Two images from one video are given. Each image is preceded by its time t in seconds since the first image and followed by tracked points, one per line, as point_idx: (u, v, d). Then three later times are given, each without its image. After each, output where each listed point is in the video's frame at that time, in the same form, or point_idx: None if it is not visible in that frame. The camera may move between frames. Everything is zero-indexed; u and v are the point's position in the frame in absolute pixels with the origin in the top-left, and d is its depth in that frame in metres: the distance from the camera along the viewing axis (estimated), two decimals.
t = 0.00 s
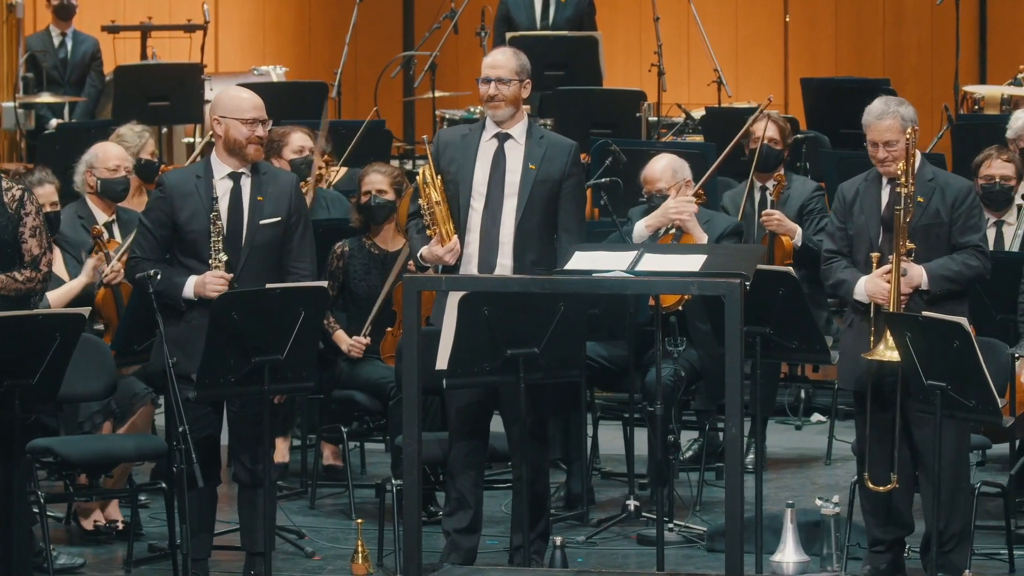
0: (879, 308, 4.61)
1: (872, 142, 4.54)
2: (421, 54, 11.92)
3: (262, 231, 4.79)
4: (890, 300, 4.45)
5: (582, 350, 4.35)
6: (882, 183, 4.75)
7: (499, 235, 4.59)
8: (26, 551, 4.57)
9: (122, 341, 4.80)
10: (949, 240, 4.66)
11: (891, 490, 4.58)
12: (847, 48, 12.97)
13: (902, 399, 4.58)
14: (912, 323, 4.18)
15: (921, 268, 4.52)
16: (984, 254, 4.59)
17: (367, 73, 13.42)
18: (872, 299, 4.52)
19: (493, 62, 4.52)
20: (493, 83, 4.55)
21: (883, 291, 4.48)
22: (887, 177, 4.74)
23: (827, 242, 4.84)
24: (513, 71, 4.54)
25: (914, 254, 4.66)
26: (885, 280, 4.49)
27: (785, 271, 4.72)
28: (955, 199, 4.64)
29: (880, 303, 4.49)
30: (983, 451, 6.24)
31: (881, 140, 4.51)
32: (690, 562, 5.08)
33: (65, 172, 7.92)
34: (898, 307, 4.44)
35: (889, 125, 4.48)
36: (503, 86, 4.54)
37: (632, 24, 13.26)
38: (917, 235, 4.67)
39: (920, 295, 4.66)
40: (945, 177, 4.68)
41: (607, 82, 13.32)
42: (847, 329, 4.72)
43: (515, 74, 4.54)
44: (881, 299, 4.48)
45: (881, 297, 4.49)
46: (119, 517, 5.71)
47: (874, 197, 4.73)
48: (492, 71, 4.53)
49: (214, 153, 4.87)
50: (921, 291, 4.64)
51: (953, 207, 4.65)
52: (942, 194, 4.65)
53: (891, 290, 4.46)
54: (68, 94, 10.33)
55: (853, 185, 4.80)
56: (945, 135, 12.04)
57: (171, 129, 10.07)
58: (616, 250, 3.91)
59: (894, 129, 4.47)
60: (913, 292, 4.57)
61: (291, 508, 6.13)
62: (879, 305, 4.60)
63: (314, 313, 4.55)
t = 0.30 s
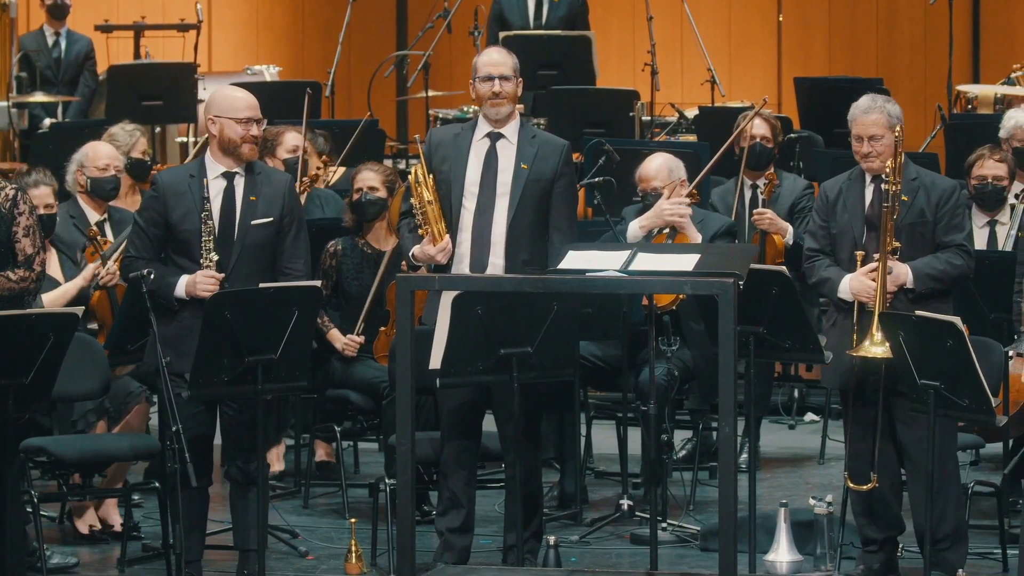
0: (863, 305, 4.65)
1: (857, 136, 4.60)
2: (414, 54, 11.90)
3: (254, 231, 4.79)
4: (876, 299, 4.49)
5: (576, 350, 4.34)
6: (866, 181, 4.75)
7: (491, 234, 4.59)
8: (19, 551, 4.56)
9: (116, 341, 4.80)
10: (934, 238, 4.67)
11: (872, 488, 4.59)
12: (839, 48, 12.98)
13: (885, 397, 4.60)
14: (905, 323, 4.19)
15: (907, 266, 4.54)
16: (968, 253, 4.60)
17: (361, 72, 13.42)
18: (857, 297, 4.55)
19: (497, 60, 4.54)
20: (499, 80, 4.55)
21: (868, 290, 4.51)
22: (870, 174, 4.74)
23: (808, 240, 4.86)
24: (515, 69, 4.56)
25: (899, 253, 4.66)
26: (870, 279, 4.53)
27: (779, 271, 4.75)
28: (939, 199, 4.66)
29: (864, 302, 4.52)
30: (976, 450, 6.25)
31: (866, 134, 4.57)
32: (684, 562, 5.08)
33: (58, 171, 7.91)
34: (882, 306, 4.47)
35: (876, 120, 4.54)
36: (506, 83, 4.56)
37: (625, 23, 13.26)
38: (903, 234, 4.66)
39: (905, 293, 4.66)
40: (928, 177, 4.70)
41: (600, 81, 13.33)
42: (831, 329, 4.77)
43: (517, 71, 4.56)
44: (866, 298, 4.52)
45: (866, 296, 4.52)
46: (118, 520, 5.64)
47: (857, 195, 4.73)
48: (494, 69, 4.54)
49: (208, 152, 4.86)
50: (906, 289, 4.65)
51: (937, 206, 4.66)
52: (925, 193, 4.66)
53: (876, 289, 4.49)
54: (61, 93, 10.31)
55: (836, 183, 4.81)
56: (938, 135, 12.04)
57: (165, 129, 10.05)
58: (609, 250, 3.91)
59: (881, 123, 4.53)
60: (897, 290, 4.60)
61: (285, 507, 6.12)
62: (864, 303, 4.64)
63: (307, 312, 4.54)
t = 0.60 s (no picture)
0: (858, 303, 4.65)
1: (859, 124, 4.60)
2: (409, 54, 11.89)
3: (246, 231, 4.78)
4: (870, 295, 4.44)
5: (570, 349, 4.35)
6: (867, 179, 4.77)
7: (485, 234, 4.59)
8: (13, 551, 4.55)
9: (110, 341, 4.83)
10: (931, 238, 4.67)
11: (866, 487, 4.57)
12: (834, 48, 12.99)
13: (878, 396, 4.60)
14: (900, 322, 4.19)
15: (900, 265, 4.54)
16: (965, 253, 4.61)
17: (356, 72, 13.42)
18: (852, 294, 4.52)
19: (498, 60, 4.55)
20: (499, 82, 4.55)
21: (863, 287, 4.48)
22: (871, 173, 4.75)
23: (810, 239, 4.86)
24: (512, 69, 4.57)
25: (893, 251, 4.67)
26: (864, 275, 4.50)
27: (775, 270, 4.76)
28: (938, 198, 4.65)
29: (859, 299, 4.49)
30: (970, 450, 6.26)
31: (867, 124, 4.56)
32: (678, 561, 5.08)
33: (53, 171, 7.90)
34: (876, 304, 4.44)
35: (879, 111, 4.55)
36: (505, 84, 4.56)
37: (620, 23, 13.26)
38: (899, 232, 4.67)
39: (901, 292, 4.66)
40: (929, 176, 4.69)
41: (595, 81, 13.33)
42: (829, 326, 4.77)
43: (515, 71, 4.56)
44: (860, 295, 4.49)
45: (861, 292, 4.49)
46: (117, 516, 5.71)
47: (857, 194, 4.74)
48: (494, 69, 4.54)
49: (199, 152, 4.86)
50: (901, 287, 4.64)
51: (935, 205, 4.66)
52: (925, 192, 4.67)
53: (870, 285, 4.46)
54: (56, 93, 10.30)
55: (838, 182, 4.82)
56: (932, 135, 12.06)
57: (159, 129, 10.04)
58: (604, 250, 3.91)
59: (883, 115, 4.53)
60: (892, 289, 4.60)
61: (280, 507, 6.12)
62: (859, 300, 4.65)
63: (302, 312, 4.54)
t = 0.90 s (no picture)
0: (861, 301, 4.64)
1: (867, 118, 4.61)
2: (403, 53, 11.86)
3: (239, 231, 4.78)
4: (870, 293, 4.49)
5: (564, 349, 4.34)
6: (871, 178, 4.76)
7: (480, 233, 4.59)
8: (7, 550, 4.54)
9: (103, 340, 4.84)
10: (935, 237, 4.67)
11: (865, 485, 4.59)
12: (828, 47, 13.00)
13: (873, 395, 4.61)
14: (894, 322, 4.20)
15: (903, 263, 4.52)
16: (969, 252, 4.60)
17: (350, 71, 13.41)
18: (854, 291, 4.54)
19: (492, 60, 4.55)
20: (493, 81, 4.55)
21: (864, 284, 4.50)
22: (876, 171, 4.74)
23: (814, 238, 4.87)
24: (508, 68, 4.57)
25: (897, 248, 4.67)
26: (866, 273, 4.52)
27: (769, 269, 4.76)
28: (942, 197, 4.65)
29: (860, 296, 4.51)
30: (964, 449, 6.28)
31: (876, 117, 4.57)
32: (672, 560, 5.08)
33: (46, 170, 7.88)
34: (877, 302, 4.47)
35: (887, 105, 4.57)
36: (500, 84, 4.56)
37: (614, 22, 13.26)
38: (903, 231, 4.68)
39: (903, 290, 4.65)
40: (934, 177, 4.69)
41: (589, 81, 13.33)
42: (830, 325, 4.75)
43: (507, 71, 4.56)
44: (861, 293, 4.51)
45: (862, 290, 4.51)
46: (110, 516, 5.60)
47: (862, 193, 4.74)
48: (489, 69, 4.54)
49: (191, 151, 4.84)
50: (903, 285, 4.63)
51: (939, 204, 4.66)
52: (928, 192, 4.66)
53: (871, 284, 4.49)
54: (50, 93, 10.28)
55: (843, 182, 4.82)
56: (926, 135, 12.07)
57: (153, 128, 10.03)
58: (598, 249, 3.91)
59: (891, 109, 4.55)
60: (895, 286, 4.58)
61: (274, 506, 6.11)
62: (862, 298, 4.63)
63: (296, 311, 4.53)
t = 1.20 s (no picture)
0: (863, 301, 4.63)
1: (872, 116, 4.61)
2: (397, 52, 11.85)
3: (231, 231, 4.77)
4: (875, 291, 4.46)
5: (558, 348, 4.34)
6: (870, 178, 4.76)
7: (475, 232, 4.58)
8: None
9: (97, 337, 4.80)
10: (936, 235, 4.68)
11: (869, 485, 4.58)
12: (822, 46, 13.01)
13: (868, 394, 4.61)
14: (887, 321, 4.20)
15: (908, 262, 4.55)
16: (971, 251, 4.61)
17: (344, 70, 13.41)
18: (857, 290, 4.54)
19: (489, 60, 4.55)
20: (491, 82, 4.55)
21: (868, 282, 4.50)
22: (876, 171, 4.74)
23: (814, 238, 4.87)
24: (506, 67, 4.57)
25: (901, 247, 4.67)
26: (870, 271, 4.52)
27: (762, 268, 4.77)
28: (943, 196, 4.66)
29: (864, 293, 4.50)
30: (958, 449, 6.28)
31: (882, 116, 4.58)
32: (666, 559, 5.09)
33: (40, 170, 7.87)
34: (882, 299, 4.46)
35: (892, 104, 4.58)
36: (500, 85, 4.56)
37: (608, 21, 13.27)
38: (906, 229, 4.68)
39: (905, 288, 4.65)
40: (935, 175, 4.70)
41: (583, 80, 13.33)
42: (831, 325, 4.76)
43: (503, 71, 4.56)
44: (865, 291, 4.50)
45: (866, 288, 4.51)
46: (102, 516, 5.65)
47: (863, 193, 4.74)
48: (487, 68, 4.54)
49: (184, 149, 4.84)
50: (906, 283, 4.63)
51: (942, 202, 4.66)
52: (930, 190, 4.67)
53: (876, 281, 4.47)
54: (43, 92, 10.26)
55: (842, 182, 4.82)
56: (920, 134, 12.08)
57: (147, 127, 10.02)
58: (591, 247, 3.91)
59: (896, 108, 4.56)
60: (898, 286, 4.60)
61: (267, 505, 6.11)
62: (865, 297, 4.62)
63: (290, 310, 4.52)
